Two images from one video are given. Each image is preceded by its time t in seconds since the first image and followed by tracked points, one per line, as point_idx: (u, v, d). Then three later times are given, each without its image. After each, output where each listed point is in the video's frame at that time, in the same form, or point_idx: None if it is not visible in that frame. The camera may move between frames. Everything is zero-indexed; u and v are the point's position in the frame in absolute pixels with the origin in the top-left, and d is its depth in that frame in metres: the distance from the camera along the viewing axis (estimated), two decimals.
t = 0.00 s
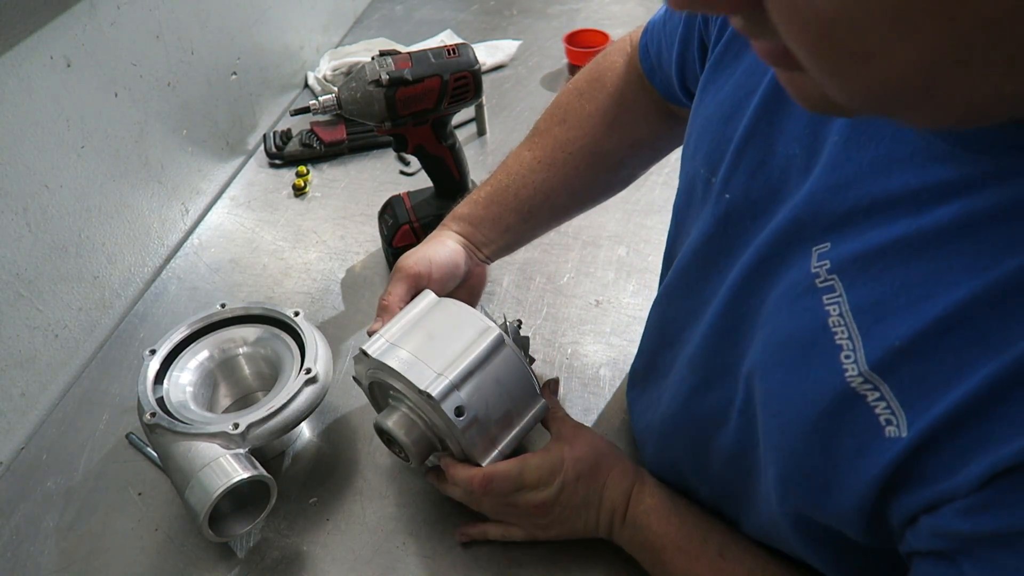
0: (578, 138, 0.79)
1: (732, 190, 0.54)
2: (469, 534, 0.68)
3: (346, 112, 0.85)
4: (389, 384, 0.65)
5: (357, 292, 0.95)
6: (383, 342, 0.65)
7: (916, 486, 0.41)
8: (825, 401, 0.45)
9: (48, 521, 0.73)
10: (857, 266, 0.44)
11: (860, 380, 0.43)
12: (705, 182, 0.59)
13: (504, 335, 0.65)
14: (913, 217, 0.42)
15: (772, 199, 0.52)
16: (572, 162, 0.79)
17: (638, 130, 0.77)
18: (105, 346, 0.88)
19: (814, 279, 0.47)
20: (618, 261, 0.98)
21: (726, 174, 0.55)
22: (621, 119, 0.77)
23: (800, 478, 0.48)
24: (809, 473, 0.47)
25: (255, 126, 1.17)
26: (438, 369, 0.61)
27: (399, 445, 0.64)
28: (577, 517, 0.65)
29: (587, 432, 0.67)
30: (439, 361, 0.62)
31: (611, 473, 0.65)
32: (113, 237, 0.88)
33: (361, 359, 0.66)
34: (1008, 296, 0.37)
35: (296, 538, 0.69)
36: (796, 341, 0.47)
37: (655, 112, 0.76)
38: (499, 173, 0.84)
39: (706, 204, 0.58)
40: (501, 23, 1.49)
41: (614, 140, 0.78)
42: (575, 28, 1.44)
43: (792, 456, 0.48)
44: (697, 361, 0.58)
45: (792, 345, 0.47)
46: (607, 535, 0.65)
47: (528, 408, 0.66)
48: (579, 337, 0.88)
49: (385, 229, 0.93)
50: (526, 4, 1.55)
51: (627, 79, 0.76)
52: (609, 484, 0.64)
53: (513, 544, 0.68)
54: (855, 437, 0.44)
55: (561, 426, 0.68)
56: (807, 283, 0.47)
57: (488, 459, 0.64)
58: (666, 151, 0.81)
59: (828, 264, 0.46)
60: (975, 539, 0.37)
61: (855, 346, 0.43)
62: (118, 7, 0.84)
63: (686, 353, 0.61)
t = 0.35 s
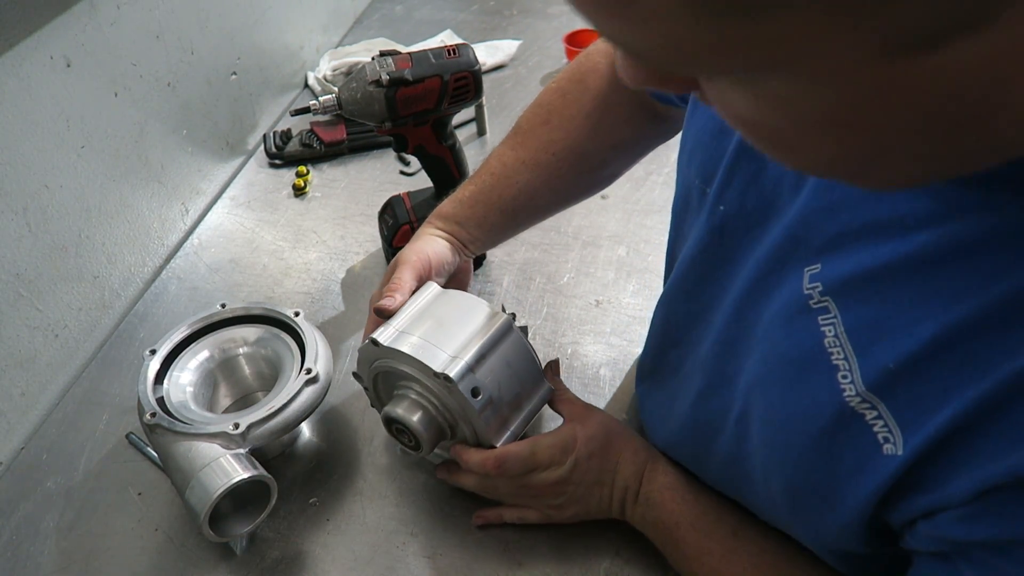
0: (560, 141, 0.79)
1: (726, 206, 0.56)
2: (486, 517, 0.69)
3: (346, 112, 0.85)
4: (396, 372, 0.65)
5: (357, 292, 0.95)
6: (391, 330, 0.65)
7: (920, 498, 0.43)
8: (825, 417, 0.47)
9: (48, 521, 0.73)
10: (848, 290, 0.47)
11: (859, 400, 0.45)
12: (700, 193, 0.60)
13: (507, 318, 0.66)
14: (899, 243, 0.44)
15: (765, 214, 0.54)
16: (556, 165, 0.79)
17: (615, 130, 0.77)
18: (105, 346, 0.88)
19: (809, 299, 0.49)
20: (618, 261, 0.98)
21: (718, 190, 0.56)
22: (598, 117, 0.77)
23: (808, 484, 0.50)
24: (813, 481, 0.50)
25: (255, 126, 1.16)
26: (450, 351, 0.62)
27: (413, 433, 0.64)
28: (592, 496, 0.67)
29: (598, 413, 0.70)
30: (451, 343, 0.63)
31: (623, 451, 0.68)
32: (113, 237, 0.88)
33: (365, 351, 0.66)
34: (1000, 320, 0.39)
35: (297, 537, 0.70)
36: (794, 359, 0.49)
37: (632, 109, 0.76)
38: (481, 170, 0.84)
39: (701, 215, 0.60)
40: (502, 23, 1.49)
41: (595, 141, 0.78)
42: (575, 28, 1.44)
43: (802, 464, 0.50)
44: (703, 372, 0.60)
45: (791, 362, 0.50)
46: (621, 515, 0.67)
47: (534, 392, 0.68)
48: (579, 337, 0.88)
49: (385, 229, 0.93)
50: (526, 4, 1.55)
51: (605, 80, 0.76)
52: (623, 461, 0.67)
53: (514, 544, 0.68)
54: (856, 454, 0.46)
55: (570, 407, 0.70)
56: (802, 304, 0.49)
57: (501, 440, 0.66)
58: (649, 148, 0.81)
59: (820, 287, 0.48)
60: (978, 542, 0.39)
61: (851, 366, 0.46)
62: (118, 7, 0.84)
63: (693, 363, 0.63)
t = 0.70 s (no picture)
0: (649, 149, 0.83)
1: (734, 159, 0.57)
2: (519, 488, 0.70)
3: (346, 112, 0.85)
4: (415, 372, 0.67)
5: (357, 292, 0.95)
6: (403, 333, 0.66)
7: (907, 458, 0.42)
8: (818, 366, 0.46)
9: (48, 521, 0.73)
10: (843, 237, 0.46)
11: (850, 346, 0.44)
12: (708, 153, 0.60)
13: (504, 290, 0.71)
14: (890, 189, 0.43)
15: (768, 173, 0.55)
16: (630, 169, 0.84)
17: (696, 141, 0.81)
18: (105, 346, 0.88)
19: (803, 250, 0.48)
20: (618, 261, 0.98)
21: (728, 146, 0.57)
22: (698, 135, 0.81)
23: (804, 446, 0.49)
24: (806, 441, 0.49)
25: (255, 126, 1.16)
26: (471, 333, 0.65)
27: (449, 424, 0.67)
28: (618, 483, 0.67)
29: (632, 400, 0.69)
30: (468, 325, 0.66)
31: (655, 441, 0.66)
32: (113, 237, 0.88)
33: (376, 361, 0.66)
34: (991, 259, 0.38)
35: (297, 537, 0.69)
36: (788, 310, 0.49)
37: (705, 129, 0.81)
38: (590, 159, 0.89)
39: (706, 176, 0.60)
40: (502, 23, 1.48)
41: (662, 155, 0.83)
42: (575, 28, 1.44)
43: (794, 423, 0.49)
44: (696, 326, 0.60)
45: (785, 313, 0.49)
46: (646, 504, 0.66)
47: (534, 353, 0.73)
48: (579, 336, 0.88)
49: (386, 229, 0.93)
50: (526, 4, 1.55)
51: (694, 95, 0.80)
52: (650, 450, 0.66)
53: (515, 545, 0.68)
54: (845, 406, 0.45)
55: (604, 395, 0.71)
56: (796, 255, 0.48)
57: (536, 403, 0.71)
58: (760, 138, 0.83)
59: (816, 235, 0.47)
60: (961, 507, 0.38)
61: (844, 311, 0.45)
62: (118, 8, 0.84)
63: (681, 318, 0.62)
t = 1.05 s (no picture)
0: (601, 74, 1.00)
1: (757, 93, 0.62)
2: (535, 471, 0.72)
3: (346, 112, 0.85)
4: (427, 371, 0.67)
5: (357, 292, 0.95)
6: (414, 333, 0.66)
7: (915, 317, 0.44)
8: (844, 247, 0.50)
9: (48, 521, 0.73)
10: (866, 129, 0.51)
11: (873, 222, 0.48)
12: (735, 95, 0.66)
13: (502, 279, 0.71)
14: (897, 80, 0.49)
15: (789, 100, 0.60)
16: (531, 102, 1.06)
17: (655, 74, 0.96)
18: (105, 346, 0.88)
19: (828, 147, 0.53)
20: (618, 261, 0.98)
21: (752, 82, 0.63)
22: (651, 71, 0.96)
23: (819, 338, 0.51)
24: (819, 333, 0.51)
25: (255, 126, 1.16)
26: (482, 324, 0.66)
27: (467, 415, 0.67)
28: (632, 472, 0.67)
29: (645, 389, 0.69)
30: (478, 316, 0.67)
31: (666, 429, 0.66)
32: (113, 237, 0.88)
33: (389, 362, 0.65)
34: (1004, 118, 0.43)
35: (296, 537, 0.69)
36: (816, 205, 0.53)
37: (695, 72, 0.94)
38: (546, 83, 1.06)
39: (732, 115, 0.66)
40: (502, 23, 1.49)
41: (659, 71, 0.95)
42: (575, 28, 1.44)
43: (811, 314, 0.52)
44: (726, 248, 0.64)
45: (810, 210, 0.53)
46: (662, 491, 0.66)
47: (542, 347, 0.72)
48: (579, 337, 0.88)
49: (385, 229, 0.94)
50: (526, 4, 1.55)
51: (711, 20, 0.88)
52: (665, 440, 0.65)
53: (515, 545, 0.68)
54: (866, 281, 0.48)
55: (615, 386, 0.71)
56: (822, 153, 0.53)
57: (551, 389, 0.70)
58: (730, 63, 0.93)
59: (841, 132, 0.52)
60: (988, 361, 0.38)
61: (868, 192, 0.49)
62: (118, 8, 0.84)
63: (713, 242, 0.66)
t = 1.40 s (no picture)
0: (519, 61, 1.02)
1: (785, 52, 0.65)
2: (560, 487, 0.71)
3: (346, 112, 0.85)
4: (426, 371, 0.67)
5: (357, 292, 0.95)
6: (412, 334, 0.65)
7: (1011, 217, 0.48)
8: (920, 166, 0.53)
9: (48, 522, 0.73)
10: (922, 58, 0.55)
11: (951, 137, 0.51)
12: (754, 59, 0.69)
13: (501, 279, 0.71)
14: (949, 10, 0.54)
15: (819, 54, 0.64)
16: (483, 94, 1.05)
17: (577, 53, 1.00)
18: (105, 346, 0.88)
19: (885, 83, 0.56)
20: (618, 261, 0.98)
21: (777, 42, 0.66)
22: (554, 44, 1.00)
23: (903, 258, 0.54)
24: (905, 250, 0.54)
25: (255, 126, 1.16)
26: (482, 324, 0.66)
27: (467, 416, 0.67)
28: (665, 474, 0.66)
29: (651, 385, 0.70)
30: (478, 316, 0.67)
31: (689, 421, 0.66)
32: (113, 237, 0.88)
33: (390, 362, 0.65)
34: None
35: (297, 538, 0.69)
36: (879, 136, 0.56)
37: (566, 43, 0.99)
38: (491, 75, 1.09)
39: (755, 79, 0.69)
40: (502, 23, 1.49)
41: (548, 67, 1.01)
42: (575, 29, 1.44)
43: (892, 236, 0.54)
44: (768, 201, 0.66)
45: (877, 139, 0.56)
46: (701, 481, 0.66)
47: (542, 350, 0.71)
48: (580, 336, 0.88)
49: (386, 229, 0.93)
50: (526, 4, 1.55)
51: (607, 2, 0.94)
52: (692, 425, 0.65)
53: (516, 545, 0.68)
54: (949, 186, 0.52)
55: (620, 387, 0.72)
56: (880, 89, 0.57)
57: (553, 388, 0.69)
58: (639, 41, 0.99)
59: (897, 66, 0.56)
60: None
61: (940, 112, 0.53)
62: (118, 8, 0.84)
63: (747, 195, 0.69)
